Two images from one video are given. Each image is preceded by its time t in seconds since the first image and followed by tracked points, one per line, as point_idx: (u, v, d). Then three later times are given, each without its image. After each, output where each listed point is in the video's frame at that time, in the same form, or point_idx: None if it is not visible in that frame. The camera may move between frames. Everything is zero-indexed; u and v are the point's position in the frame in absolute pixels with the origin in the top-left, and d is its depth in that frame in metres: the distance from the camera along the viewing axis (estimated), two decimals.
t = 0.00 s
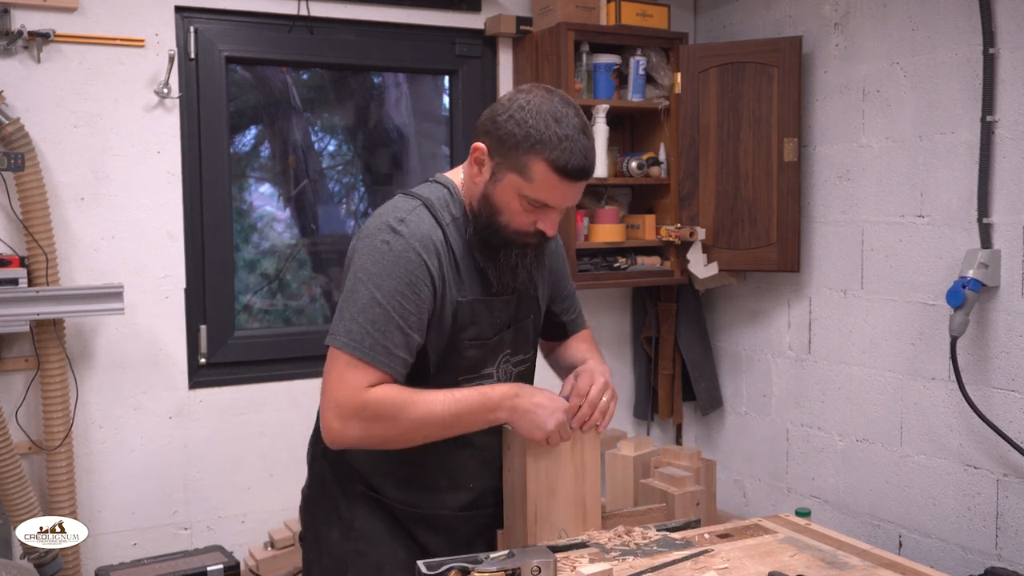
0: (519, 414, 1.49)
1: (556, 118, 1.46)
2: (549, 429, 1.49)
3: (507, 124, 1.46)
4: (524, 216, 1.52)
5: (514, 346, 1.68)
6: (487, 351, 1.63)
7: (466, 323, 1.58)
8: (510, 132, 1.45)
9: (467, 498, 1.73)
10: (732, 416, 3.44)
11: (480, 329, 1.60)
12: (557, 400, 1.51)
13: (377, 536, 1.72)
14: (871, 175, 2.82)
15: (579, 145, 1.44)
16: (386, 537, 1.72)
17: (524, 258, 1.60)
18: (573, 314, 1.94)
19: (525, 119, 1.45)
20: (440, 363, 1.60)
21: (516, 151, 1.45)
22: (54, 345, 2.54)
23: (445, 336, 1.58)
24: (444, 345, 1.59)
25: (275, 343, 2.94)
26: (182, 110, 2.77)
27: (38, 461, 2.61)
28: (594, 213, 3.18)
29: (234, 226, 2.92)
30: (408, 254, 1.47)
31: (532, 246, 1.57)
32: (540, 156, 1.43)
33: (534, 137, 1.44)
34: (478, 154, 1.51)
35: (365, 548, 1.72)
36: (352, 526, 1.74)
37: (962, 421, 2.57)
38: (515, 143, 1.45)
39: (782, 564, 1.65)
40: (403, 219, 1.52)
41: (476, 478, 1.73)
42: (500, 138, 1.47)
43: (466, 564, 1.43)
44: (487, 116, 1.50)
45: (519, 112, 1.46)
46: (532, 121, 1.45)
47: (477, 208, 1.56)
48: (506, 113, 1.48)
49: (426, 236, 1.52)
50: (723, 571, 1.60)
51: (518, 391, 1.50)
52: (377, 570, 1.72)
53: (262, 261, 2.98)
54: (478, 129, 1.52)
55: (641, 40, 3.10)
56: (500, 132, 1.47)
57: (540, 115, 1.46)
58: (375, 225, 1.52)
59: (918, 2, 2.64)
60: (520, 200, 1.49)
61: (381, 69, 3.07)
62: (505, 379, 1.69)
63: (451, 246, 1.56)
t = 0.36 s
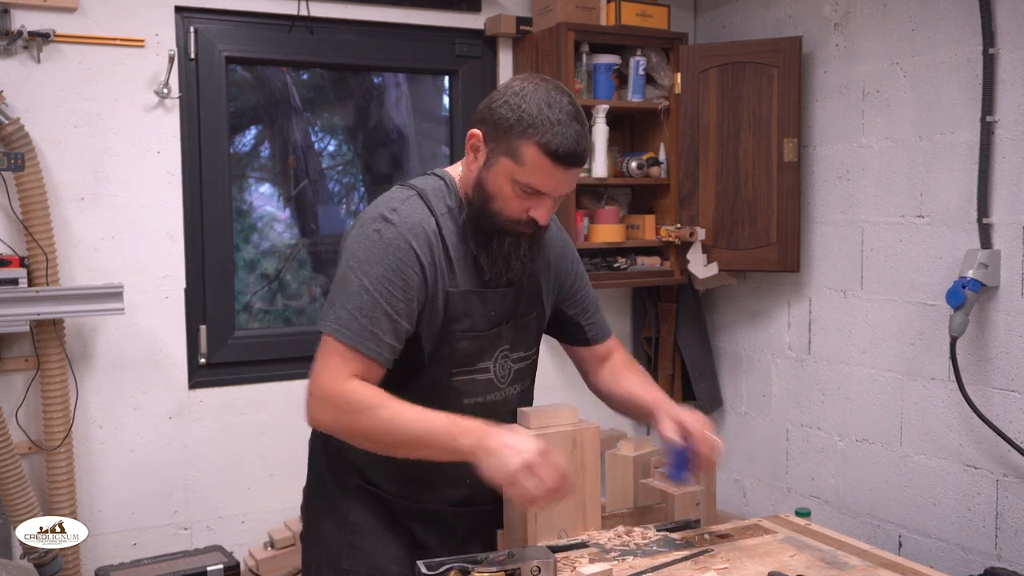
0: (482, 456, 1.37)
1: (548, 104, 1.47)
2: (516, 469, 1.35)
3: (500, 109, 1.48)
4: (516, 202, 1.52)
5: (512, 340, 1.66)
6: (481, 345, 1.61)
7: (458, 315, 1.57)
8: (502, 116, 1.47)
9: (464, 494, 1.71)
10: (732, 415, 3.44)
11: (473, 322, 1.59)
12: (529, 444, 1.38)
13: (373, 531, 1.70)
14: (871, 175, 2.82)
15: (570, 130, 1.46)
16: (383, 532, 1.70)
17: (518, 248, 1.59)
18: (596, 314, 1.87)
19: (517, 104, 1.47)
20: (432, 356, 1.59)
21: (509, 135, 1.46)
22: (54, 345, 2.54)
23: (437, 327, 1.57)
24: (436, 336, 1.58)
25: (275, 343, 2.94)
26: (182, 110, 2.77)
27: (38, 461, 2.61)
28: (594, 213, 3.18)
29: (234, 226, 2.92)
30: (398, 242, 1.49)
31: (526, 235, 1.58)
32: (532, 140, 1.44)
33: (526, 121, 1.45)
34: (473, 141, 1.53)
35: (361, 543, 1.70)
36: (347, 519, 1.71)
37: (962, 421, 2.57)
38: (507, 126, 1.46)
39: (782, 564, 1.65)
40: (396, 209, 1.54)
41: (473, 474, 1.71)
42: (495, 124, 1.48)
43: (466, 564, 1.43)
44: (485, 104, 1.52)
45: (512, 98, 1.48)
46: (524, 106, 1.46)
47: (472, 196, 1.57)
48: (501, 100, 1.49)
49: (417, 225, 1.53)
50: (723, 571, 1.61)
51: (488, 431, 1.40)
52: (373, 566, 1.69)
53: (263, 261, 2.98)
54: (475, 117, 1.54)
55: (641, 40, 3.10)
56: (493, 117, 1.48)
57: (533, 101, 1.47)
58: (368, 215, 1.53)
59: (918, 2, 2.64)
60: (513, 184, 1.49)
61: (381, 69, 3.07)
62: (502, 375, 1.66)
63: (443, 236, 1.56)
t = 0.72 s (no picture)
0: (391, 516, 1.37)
1: (544, 110, 1.47)
2: (422, 540, 1.34)
3: (496, 111, 1.48)
4: (505, 204, 1.51)
5: (487, 342, 1.64)
6: (450, 342, 1.60)
7: (425, 310, 1.57)
8: (497, 118, 1.47)
9: (428, 492, 1.65)
10: (732, 416, 3.44)
11: (442, 319, 1.58)
12: (440, 524, 1.36)
13: (348, 524, 1.63)
14: (871, 175, 2.82)
15: (564, 137, 1.45)
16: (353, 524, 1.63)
17: (502, 251, 1.61)
18: (593, 326, 1.80)
19: (513, 107, 1.47)
20: (397, 348, 1.58)
21: (502, 136, 1.46)
22: (54, 345, 2.54)
23: (404, 321, 1.57)
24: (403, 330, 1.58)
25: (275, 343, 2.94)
26: (182, 110, 2.77)
27: (38, 461, 2.61)
28: (594, 213, 3.18)
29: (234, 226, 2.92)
30: (365, 229, 1.51)
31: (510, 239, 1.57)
32: (525, 143, 1.44)
33: (520, 123, 1.45)
34: (466, 141, 1.52)
35: (334, 534, 1.63)
36: (320, 509, 1.65)
37: (962, 421, 2.57)
38: (501, 128, 1.46)
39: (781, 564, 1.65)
40: (372, 200, 1.56)
41: (436, 473, 1.64)
42: (488, 125, 1.48)
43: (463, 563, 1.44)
44: (477, 105, 1.52)
45: (508, 101, 1.48)
46: (519, 109, 1.46)
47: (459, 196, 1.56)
48: (495, 101, 1.49)
49: (389, 217, 1.54)
50: (722, 571, 1.61)
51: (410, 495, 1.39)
52: (343, 560, 1.62)
53: (262, 261, 2.98)
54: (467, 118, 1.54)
55: (641, 40, 3.10)
56: (488, 118, 1.48)
57: (529, 105, 1.47)
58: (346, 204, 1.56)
59: (918, 2, 2.64)
60: (503, 186, 1.49)
61: (381, 69, 3.07)
62: (473, 376, 1.63)
63: (416, 231, 1.56)
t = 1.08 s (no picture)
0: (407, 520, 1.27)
1: (476, 92, 1.39)
2: (436, 538, 1.27)
3: (428, 103, 1.36)
4: (448, 199, 1.42)
5: (436, 334, 1.56)
6: (409, 343, 1.49)
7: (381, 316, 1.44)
8: (434, 112, 1.36)
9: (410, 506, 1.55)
10: (732, 416, 3.44)
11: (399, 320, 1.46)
12: (456, 509, 1.29)
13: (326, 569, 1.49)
14: (871, 174, 2.82)
15: (504, 119, 1.40)
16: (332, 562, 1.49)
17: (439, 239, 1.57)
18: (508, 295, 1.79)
19: (448, 97, 1.36)
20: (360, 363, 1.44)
21: (444, 132, 1.36)
22: (54, 345, 2.54)
23: (361, 335, 1.42)
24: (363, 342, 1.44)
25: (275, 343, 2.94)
26: (182, 110, 2.77)
27: (38, 461, 2.61)
28: (594, 213, 3.18)
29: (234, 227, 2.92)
30: (305, 247, 1.32)
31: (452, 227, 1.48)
32: (471, 134, 1.36)
33: (462, 114, 1.36)
34: (394, 141, 1.39)
35: None
36: (288, 558, 1.47)
37: (963, 421, 2.57)
38: (441, 122, 1.36)
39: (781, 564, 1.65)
40: (295, 214, 1.37)
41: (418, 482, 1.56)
42: (424, 122, 1.36)
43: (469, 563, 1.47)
44: (399, 98, 1.39)
45: (439, 89, 1.37)
46: (455, 97, 1.37)
47: (393, 198, 1.44)
48: (423, 95, 1.37)
49: (323, 228, 1.36)
50: (722, 571, 1.61)
51: (415, 491, 1.30)
52: None
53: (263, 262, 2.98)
54: (389, 115, 1.39)
55: (641, 40, 3.11)
56: (421, 113, 1.36)
57: (461, 91, 1.38)
58: (265, 223, 1.36)
59: (918, 2, 2.64)
60: (448, 182, 1.39)
61: (381, 69, 3.07)
62: (433, 372, 1.55)
63: (356, 237, 1.42)
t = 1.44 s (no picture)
0: (472, 431, 1.46)
1: (453, 74, 1.48)
2: (505, 437, 1.47)
3: (413, 85, 1.42)
4: (429, 180, 1.49)
5: (417, 321, 1.61)
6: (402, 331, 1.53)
7: (380, 307, 1.47)
8: (421, 93, 1.42)
9: (406, 497, 1.58)
10: (732, 416, 3.43)
11: (395, 310, 1.50)
12: (507, 409, 1.51)
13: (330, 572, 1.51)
14: (872, 174, 2.82)
15: (477, 98, 1.51)
16: (334, 565, 1.51)
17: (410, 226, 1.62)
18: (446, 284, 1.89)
19: (431, 79, 1.44)
20: (364, 357, 1.46)
21: (429, 113, 1.43)
22: (54, 345, 2.53)
23: (362, 327, 1.45)
24: (365, 335, 1.46)
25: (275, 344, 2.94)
26: (182, 110, 2.77)
27: (38, 461, 2.61)
28: (594, 213, 3.18)
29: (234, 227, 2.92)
30: (319, 242, 1.32)
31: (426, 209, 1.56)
32: (456, 114, 1.45)
33: (446, 95, 1.44)
34: (378, 124, 1.42)
35: None
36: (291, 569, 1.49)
37: (963, 421, 2.57)
38: (427, 103, 1.43)
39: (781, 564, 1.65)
40: (295, 206, 1.35)
41: (412, 471, 1.60)
42: (409, 103, 1.42)
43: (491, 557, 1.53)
44: (378, 82, 1.43)
45: (420, 71, 1.44)
46: (437, 78, 1.45)
47: (375, 182, 1.47)
48: (405, 78, 1.43)
49: (325, 220, 1.36)
50: (722, 571, 1.61)
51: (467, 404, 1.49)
52: None
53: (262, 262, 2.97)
54: (368, 99, 1.43)
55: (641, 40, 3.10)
56: (408, 95, 1.42)
57: (441, 73, 1.46)
58: (262, 216, 1.32)
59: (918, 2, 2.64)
60: (432, 162, 1.47)
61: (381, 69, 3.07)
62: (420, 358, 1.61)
63: (349, 228, 1.44)
